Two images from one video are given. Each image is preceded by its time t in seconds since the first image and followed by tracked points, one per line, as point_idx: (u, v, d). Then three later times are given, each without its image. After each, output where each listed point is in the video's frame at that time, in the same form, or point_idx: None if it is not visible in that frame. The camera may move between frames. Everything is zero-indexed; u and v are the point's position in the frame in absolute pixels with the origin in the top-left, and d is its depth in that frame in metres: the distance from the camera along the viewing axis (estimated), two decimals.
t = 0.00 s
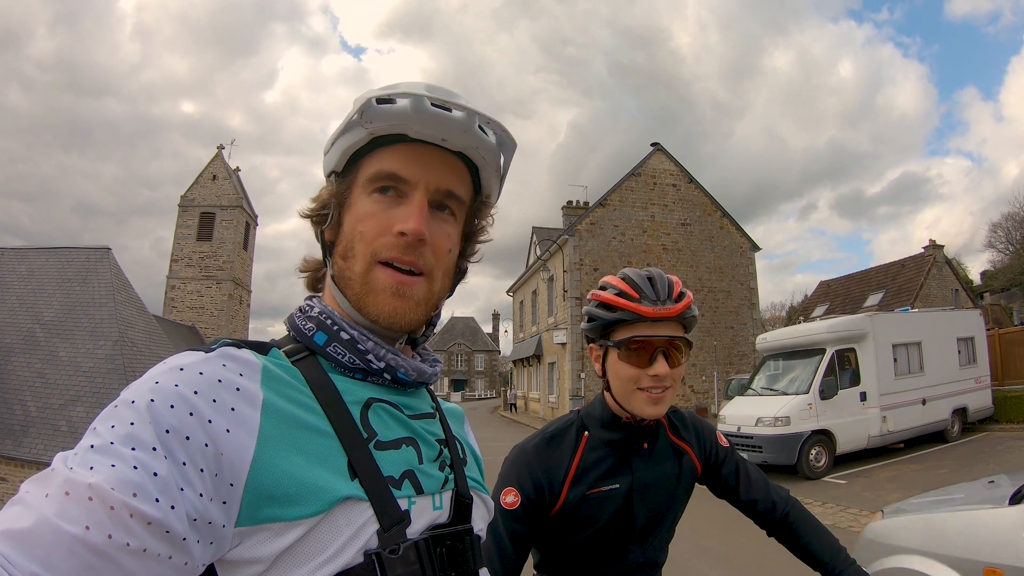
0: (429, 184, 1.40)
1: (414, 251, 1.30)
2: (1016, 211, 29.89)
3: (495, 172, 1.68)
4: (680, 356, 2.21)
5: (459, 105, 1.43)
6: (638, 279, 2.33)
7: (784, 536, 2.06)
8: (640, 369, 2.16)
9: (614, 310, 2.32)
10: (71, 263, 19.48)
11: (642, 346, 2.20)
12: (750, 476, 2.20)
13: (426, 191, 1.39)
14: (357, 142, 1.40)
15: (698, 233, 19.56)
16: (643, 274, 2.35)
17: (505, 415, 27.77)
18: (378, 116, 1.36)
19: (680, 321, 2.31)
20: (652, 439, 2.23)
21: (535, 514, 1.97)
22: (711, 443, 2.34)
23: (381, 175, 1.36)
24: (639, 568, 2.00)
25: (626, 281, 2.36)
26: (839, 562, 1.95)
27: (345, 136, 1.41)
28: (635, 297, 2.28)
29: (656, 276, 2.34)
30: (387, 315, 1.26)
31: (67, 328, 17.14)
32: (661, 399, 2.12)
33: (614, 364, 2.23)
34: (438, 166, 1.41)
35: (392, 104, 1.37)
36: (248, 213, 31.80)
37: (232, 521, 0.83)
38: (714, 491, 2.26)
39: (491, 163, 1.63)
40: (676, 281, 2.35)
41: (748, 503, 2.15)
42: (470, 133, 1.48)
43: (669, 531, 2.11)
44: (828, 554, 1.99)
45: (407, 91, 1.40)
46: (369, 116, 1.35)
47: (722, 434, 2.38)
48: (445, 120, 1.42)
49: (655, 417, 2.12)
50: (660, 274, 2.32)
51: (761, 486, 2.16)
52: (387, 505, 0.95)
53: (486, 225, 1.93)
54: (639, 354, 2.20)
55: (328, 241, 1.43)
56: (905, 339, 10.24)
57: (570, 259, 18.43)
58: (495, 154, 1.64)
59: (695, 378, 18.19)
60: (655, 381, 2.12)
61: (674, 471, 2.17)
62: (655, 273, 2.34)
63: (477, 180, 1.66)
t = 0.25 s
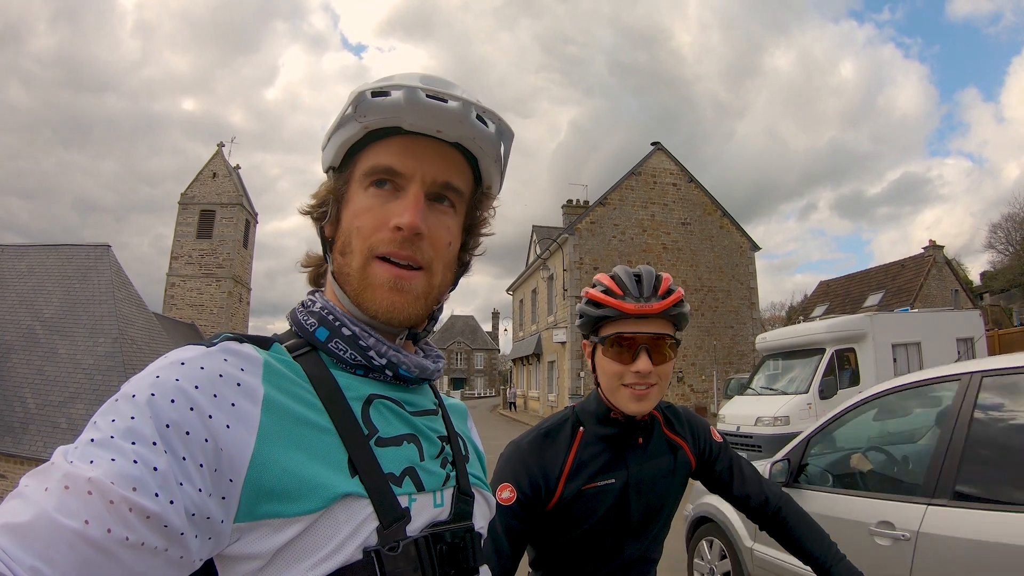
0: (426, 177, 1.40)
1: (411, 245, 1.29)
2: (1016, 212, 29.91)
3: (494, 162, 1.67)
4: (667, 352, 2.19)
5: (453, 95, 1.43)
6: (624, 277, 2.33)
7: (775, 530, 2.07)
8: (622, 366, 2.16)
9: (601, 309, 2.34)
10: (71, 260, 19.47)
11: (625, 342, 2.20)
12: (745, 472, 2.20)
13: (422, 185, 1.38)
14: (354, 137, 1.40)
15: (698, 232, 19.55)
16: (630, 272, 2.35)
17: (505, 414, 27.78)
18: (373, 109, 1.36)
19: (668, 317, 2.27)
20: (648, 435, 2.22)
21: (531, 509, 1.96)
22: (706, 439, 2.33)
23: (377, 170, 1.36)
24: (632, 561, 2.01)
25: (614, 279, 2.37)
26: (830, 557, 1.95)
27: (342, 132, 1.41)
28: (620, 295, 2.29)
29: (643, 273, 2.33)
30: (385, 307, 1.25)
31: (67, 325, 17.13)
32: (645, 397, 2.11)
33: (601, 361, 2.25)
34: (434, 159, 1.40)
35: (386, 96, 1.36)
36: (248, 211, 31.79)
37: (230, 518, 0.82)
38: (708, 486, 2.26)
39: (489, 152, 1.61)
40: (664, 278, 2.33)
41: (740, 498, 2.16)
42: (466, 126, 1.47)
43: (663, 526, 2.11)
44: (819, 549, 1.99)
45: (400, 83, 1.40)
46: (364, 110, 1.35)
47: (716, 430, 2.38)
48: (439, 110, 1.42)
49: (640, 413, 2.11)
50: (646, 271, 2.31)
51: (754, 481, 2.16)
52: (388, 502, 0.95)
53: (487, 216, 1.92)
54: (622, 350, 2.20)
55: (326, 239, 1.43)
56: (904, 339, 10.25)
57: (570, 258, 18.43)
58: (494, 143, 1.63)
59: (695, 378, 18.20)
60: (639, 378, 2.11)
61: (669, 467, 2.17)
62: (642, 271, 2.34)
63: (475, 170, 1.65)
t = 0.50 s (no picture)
0: (430, 176, 1.40)
1: (415, 243, 1.30)
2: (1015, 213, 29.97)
3: (498, 160, 1.67)
4: (664, 352, 2.19)
5: (456, 96, 1.42)
6: (621, 278, 2.35)
7: (771, 526, 2.08)
8: (617, 365, 2.17)
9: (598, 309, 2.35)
10: (70, 257, 19.44)
11: (620, 342, 2.21)
12: (741, 469, 2.21)
13: (427, 184, 1.39)
14: (357, 137, 1.41)
15: (697, 232, 19.57)
16: (627, 273, 2.37)
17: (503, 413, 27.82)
18: (377, 109, 1.37)
19: (665, 317, 2.27)
20: (646, 432, 2.23)
21: (532, 506, 1.96)
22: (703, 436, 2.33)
23: (381, 170, 1.37)
24: (632, 558, 2.03)
25: (611, 281, 2.39)
26: (825, 555, 1.97)
27: (347, 133, 1.42)
28: (616, 296, 2.31)
29: (640, 274, 2.34)
30: (389, 303, 1.26)
31: (66, 322, 17.11)
32: (640, 396, 2.12)
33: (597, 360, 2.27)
34: (437, 158, 1.41)
35: (389, 97, 1.37)
36: (247, 209, 31.75)
37: (238, 517, 0.83)
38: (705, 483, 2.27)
39: (493, 151, 1.61)
40: (661, 278, 2.33)
41: (738, 495, 2.17)
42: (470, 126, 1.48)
43: (662, 523, 2.13)
44: (814, 546, 2.01)
45: (403, 83, 1.40)
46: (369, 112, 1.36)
47: (713, 427, 2.38)
48: (443, 110, 1.42)
49: (637, 411, 2.12)
50: (642, 272, 2.32)
51: (750, 479, 2.17)
52: (394, 501, 0.96)
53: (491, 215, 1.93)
54: (618, 350, 2.20)
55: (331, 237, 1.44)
56: (903, 340, 10.28)
57: (570, 257, 18.44)
58: (498, 142, 1.63)
59: (693, 377, 18.23)
60: (635, 377, 2.12)
61: (669, 464, 2.17)
62: (639, 272, 2.35)
63: (479, 169, 1.65)
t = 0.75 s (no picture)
0: (437, 185, 1.40)
1: (424, 253, 1.29)
2: (1014, 215, 30.03)
3: (501, 171, 1.68)
4: (663, 357, 2.18)
5: (466, 106, 1.42)
6: (622, 282, 2.35)
7: (770, 530, 2.07)
8: (617, 370, 2.17)
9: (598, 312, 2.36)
10: (69, 254, 19.40)
11: (619, 346, 2.20)
12: (741, 474, 2.21)
13: (435, 194, 1.39)
14: (365, 141, 1.38)
15: (696, 233, 19.58)
16: (628, 277, 2.37)
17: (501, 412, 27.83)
18: (387, 117, 1.35)
19: (665, 323, 2.27)
20: (646, 436, 2.22)
21: (532, 509, 1.96)
22: (703, 440, 2.34)
23: (389, 178, 1.35)
24: (632, 561, 2.02)
25: (612, 285, 2.39)
26: (824, 558, 1.95)
27: (352, 136, 1.39)
28: (616, 299, 2.31)
29: (642, 279, 2.34)
30: (395, 314, 1.26)
31: (64, 320, 17.07)
32: (639, 401, 2.12)
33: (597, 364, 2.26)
34: (446, 167, 1.40)
35: (400, 105, 1.36)
36: (246, 207, 31.71)
37: (235, 525, 0.82)
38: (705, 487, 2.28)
39: (497, 161, 1.62)
40: (662, 283, 2.32)
41: (737, 499, 2.16)
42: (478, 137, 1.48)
43: (662, 525, 2.12)
44: (812, 550, 2.00)
45: (413, 92, 1.39)
46: (380, 117, 1.33)
47: (713, 432, 2.39)
48: (452, 120, 1.42)
49: (636, 416, 2.12)
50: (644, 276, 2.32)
51: (750, 482, 2.17)
52: (391, 509, 0.95)
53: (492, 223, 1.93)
54: (618, 354, 2.20)
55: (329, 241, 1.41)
56: (901, 342, 10.27)
57: (569, 257, 18.43)
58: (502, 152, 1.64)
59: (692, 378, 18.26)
60: (633, 382, 2.12)
61: (668, 467, 2.17)
62: (641, 276, 2.35)
63: (483, 177, 1.65)
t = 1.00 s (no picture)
0: (443, 194, 1.40)
1: (428, 261, 1.30)
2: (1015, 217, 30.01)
3: (502, 180, 1.68)
4: (666, 362, 2.17)
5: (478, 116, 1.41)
6: (626, 286, 2.35)
7: (769, 533, 2.07)
8: (617, 372, 2.17)
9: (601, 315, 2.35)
10: (69, 251, 19.40)
11: (621, 350, 2.20)
12: (741, 476, 2.20)
13: (441, 202, 1.39)
14: (373, 144, 1.35)
15: (696, 233, 19.56)
16: (631, 281, 2.37)
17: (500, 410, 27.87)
18: (399, 122, 1.33)
19: (667, 327, 2.26)
20: (647, 438, 2.20)
21: (532, 510, 1.97)
22: (704, 442, 2.33)
23: (396, 183, 1.34)
24: (631, 562, 2.02)
25: (616, 288, 2.39)
26: (821, 561, 1.96)
27: (359, 136, 1.35)
28: (619, 304, 2.32)
29: (645, 283, 2.33)
30: (397, 321, 1.27)
31: (64, 316, 17.07)
32: (640, 404, 2.11)
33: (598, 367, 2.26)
34: (454, 176, 1.40)
35: (413, 111, 1.34)
36: (247, 204, 31.70)
37: (226, 528, 0.82)
38: (705, 489, 2.27)
39: (500, 170, 1.63)
40: (665, 288, 2.33)
41: (737, 501, 2.16)
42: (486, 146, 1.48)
43: (661, 527, 2.12)
44: (810, 553, 2.00)
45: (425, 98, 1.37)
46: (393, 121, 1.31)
47: (714, 434, 2.38)
48: (461, 129, 1.41)
49: (636, 420, 2.11)
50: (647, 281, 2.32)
51: (749, 485, 2.16)
52: (383, 512, 0.95)
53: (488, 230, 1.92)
54: (619, 357, 2.20)
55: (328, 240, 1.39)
56: (900, 343, 10.26)
57: (569, 256, 18.42)
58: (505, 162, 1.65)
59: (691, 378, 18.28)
60: (635, 386, 2.11)
61: (668, 470, 2.16)
62: (644, 281, 2.35)
63: (484, 185, 1.65)
